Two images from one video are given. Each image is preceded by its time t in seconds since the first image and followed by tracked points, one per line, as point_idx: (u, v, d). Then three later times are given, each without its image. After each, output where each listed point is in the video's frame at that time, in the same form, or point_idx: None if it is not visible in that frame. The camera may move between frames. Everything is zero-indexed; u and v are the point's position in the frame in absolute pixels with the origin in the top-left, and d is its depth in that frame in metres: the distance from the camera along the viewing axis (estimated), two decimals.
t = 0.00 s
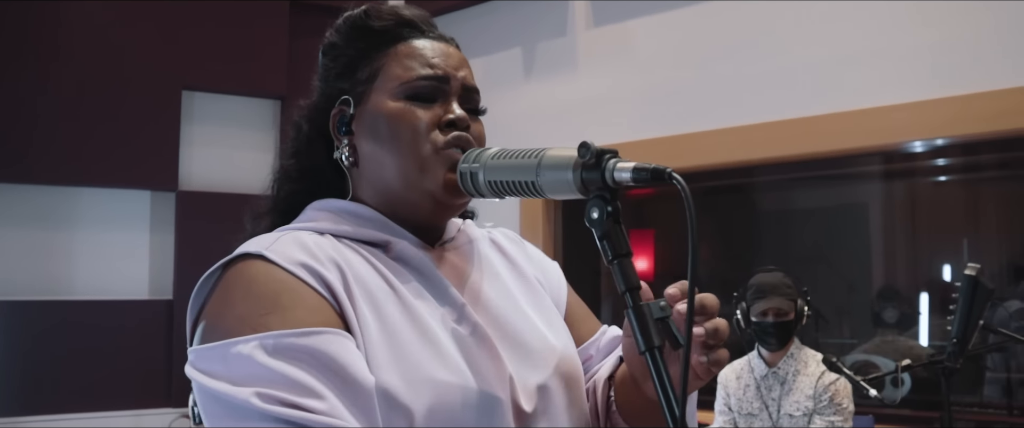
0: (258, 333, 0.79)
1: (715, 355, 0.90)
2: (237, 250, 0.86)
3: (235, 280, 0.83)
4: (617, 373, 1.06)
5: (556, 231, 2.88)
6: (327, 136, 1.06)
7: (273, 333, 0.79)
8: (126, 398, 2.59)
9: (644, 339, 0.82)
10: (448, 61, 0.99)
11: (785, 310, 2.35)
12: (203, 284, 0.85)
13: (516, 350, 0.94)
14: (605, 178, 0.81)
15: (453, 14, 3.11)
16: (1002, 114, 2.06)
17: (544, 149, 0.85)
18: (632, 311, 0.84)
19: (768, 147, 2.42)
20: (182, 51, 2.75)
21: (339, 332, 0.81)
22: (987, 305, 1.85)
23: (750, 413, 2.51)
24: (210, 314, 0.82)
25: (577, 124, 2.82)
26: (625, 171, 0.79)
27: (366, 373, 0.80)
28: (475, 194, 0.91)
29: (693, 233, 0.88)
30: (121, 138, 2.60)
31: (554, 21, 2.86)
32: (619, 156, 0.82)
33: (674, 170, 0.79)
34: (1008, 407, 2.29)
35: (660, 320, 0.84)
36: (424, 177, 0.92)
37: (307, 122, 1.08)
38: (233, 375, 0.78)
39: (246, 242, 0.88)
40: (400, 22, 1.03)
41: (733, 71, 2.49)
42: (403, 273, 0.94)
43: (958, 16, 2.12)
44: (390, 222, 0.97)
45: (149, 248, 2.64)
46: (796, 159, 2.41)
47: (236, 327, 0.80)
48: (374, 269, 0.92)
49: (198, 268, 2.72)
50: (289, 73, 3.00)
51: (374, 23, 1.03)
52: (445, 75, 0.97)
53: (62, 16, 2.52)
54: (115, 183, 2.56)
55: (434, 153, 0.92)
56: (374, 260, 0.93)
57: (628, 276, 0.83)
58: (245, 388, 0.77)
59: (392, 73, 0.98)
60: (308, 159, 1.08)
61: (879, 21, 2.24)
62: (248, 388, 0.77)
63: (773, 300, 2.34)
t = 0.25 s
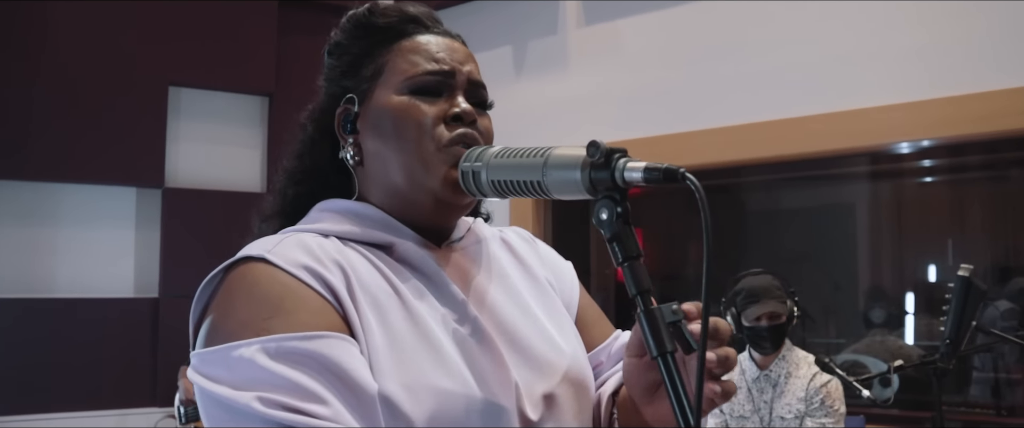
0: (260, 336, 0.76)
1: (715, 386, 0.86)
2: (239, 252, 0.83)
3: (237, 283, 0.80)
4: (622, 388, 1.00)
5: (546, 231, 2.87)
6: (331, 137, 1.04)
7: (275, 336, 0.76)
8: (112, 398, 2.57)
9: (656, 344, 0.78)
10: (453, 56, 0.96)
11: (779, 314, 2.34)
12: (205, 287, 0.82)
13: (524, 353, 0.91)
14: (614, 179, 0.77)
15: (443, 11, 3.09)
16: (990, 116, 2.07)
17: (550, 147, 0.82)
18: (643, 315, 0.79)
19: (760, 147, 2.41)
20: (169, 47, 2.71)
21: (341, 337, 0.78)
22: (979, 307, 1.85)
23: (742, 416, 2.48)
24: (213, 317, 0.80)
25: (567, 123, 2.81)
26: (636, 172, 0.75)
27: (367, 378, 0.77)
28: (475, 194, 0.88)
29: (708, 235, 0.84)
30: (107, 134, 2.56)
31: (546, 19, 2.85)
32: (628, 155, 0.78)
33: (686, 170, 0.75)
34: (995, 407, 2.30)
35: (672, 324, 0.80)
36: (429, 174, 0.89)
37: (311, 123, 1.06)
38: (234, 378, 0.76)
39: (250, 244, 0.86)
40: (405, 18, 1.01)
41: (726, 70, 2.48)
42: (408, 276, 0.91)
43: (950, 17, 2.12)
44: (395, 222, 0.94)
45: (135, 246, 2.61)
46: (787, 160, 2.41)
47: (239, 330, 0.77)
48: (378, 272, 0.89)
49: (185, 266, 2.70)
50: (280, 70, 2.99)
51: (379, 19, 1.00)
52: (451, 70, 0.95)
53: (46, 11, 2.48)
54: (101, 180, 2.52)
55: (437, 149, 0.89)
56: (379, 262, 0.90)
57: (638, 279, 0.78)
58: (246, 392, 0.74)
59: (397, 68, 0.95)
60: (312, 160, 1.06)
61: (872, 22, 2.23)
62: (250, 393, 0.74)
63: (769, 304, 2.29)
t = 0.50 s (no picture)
0: (264, 347, 0.75)
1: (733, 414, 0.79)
2: (243, 260, 0.82)
3: (241, 292, 0.79)
4: (638, 402, 0.96)
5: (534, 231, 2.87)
6: (336, 137, 1.03)
7: (280, 346, 0.74)
8: (96, 399, 2.53)
9: (675, 348, 0.74)
10: (458, 56, 0.95)
11: (761, 320, 2.22)
12: (208, 293, 0.81)
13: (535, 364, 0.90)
14: (632, 178, 0.74)
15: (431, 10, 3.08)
16: (975, 118, 2.09)
17: (564, 146, 0.80)
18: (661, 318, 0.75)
19: (746, 147, 2.42)
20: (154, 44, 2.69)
21: (349, 346, 0.76)
22: (970, 306, 1.86)
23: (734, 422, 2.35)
24: (217, 325, 0.79)
25: (556, 122, 2.80)
26: (654, 172, 0.72)
27: (376, 391, 0.75)
28: (486, 194, 0.86)
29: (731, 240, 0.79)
30: (91, 132, 2.55)
31: (534, 18, 2.84)
32: (647, 155, 0.75)
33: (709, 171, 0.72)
34: (982, 406, 2.31)
35: (690, 327, 0.75)
36: (431, 176, 0.88)
37: (315, 123, 1.05)
38: (238, 390, 0.74)
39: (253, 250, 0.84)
40: (411, 17, 1.00)
41: (714, 70, 2.48)
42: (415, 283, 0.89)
43: (936, 19, 2.14)
44: (401, 227, 0.92)
45: (118, 246, 2.60)
46: (777, 159, 2.41)
47: (243, 340, 0.76)
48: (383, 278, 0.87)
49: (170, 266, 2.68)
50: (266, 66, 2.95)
51: (383, 17, 0.99)
52: (456, 70, 0.93)
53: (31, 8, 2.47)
54: (85, 178, 2.51)
55: (439, 151, 0.88)
56: (385, 268, 0.88)
57: (655, 280, 0.75)
58: (251, 404, 0.73)
59: (400, 69, 0.94)
60: (317, 161, 1.05)
61: (860, 23, 2.25)
62: (255, 404, 0.72)
63: (750, 311, 2.19)
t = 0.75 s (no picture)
0: (271, 362, 0.71)
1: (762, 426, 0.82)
2: (249, 271, 0.78)
3: (247, 304, 0.75)
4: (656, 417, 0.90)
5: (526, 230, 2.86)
6: (341, 144, 1.00)
7: (288, 361, 0.70)
8: (84, 401, 2.52)
9: (693, 354, 0.73)
10: (464, 56, 0.93)
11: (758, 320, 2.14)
12: (216, 304, 0.77)
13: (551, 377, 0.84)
14: (648, 179, 0.72)
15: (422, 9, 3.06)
16: (966, 120, 2.09)
17: (575, 145, 0.77)
18: (678, 322, 0.74)
19: (739, 148, 2.42)
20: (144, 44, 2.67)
21: (358, 363, 0.72)
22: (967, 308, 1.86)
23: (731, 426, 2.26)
24: (223, 339, 0.75)
25: (549, 123, 2.79)
26: (671, 172, 0.70)
27: (382, 408, 0.71)
28: (494, 194, 0.83)
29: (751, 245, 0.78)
30: (81, 132, 2.54)
31: (527, 17, 2.83)
32: (662, 155, 0.73)
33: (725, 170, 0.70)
34: (973, 406, 2.31)
35: (707, 331, 0.75)
36: (443, 179, 0.85)
37: (318, 130, 1.01)
38: (244, 406, 0.70)
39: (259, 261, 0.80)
40: (412, 19, 0.96)
41: (708, 71, 2.48)
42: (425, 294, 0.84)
43: (929, 22, 2.15)
44: (415, 236, 0.88)
45: (106, 246, 2.59)
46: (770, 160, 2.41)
47: (248, 355, 0.72)
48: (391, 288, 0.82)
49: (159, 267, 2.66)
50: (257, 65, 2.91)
51: (383, 20, 0.96)
52: (463, 71, 0.91)
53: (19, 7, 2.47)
54: (74, 178, 2.51)
55: (451, 153, 0.86)
56: (394, 278, 0.84)
57: (672, 283, 0.73)
58: (258, 421, 0.69)
59: (406, 71, 0.91)
60: (322, 169, 1.01)
61: (853, 25, 2.25)
62: (261, 421, 0.69)
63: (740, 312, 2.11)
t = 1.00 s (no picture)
0: (275, 380, 0.70)
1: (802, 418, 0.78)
2: (252, 286, 0.76)
3: (251, 321, 0.73)
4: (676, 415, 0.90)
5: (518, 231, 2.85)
6: (342, 153, 0.98)
7: (292, 379, 0.69)
8: (71, 406, 2.49)
9: (708, 358, 0.71)
10: (467, 58, 0.91)
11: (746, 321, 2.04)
12: (218, 320, 0.76)
13: (564, 389, 0.82)
14: (660, 181, 0.71)
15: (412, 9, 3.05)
16: (956, 122, 2.09)
17: (585, 147, 0.76)
18: (692, 325, 0.74)
19: (731, 149, 2.42)
20: (132, 44, 2.65)
21: (363, 379, 0.71)
22: (960, 310, 1.86)
23: None
24: (226, 355, 0.73)
25: (541, 124, 2.79)
26: (684, 173, 0.69)
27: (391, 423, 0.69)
28: (499, 196, 0.81)
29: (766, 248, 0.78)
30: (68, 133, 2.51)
31: (518, 18, 2.83)
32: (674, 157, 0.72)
33: (740, 172, 0.69)
34: (964, 407, 2.31)
35: (722, 335, 0.73)
36: (452, 182, 0.83)
37: (318, 137, 0.99)
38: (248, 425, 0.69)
39: (263, 274, 0.79)
40: (411, 21, 0.94)
41: (701, 73, 2.48)
42: (432, 306, 0.83)
43: (920, 23, 2.15)
44: (421, 244, 0.87)
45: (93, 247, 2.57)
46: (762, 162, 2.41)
47: (252, 373, 0.71)
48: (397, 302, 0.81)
49: (147, 269, 2.64)
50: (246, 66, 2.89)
51: (382, 24, 0.94)
52: (468, 73, 0.89)
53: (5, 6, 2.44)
54: (63, 179, 2.48)
55: (458, 157, 0.84)
56: (401, 291, 0.82)
57: (686, 287, 0.73)
58: None
59: (408, 75, 0.89)
60: (323, 178, 1.00)
61: (846, 27, 2.25)
62: None
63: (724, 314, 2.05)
